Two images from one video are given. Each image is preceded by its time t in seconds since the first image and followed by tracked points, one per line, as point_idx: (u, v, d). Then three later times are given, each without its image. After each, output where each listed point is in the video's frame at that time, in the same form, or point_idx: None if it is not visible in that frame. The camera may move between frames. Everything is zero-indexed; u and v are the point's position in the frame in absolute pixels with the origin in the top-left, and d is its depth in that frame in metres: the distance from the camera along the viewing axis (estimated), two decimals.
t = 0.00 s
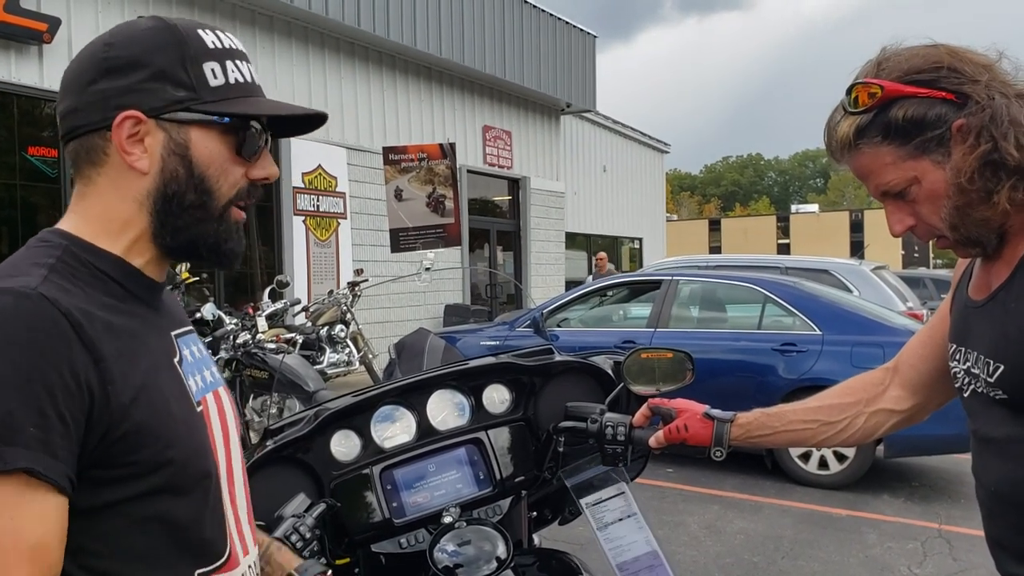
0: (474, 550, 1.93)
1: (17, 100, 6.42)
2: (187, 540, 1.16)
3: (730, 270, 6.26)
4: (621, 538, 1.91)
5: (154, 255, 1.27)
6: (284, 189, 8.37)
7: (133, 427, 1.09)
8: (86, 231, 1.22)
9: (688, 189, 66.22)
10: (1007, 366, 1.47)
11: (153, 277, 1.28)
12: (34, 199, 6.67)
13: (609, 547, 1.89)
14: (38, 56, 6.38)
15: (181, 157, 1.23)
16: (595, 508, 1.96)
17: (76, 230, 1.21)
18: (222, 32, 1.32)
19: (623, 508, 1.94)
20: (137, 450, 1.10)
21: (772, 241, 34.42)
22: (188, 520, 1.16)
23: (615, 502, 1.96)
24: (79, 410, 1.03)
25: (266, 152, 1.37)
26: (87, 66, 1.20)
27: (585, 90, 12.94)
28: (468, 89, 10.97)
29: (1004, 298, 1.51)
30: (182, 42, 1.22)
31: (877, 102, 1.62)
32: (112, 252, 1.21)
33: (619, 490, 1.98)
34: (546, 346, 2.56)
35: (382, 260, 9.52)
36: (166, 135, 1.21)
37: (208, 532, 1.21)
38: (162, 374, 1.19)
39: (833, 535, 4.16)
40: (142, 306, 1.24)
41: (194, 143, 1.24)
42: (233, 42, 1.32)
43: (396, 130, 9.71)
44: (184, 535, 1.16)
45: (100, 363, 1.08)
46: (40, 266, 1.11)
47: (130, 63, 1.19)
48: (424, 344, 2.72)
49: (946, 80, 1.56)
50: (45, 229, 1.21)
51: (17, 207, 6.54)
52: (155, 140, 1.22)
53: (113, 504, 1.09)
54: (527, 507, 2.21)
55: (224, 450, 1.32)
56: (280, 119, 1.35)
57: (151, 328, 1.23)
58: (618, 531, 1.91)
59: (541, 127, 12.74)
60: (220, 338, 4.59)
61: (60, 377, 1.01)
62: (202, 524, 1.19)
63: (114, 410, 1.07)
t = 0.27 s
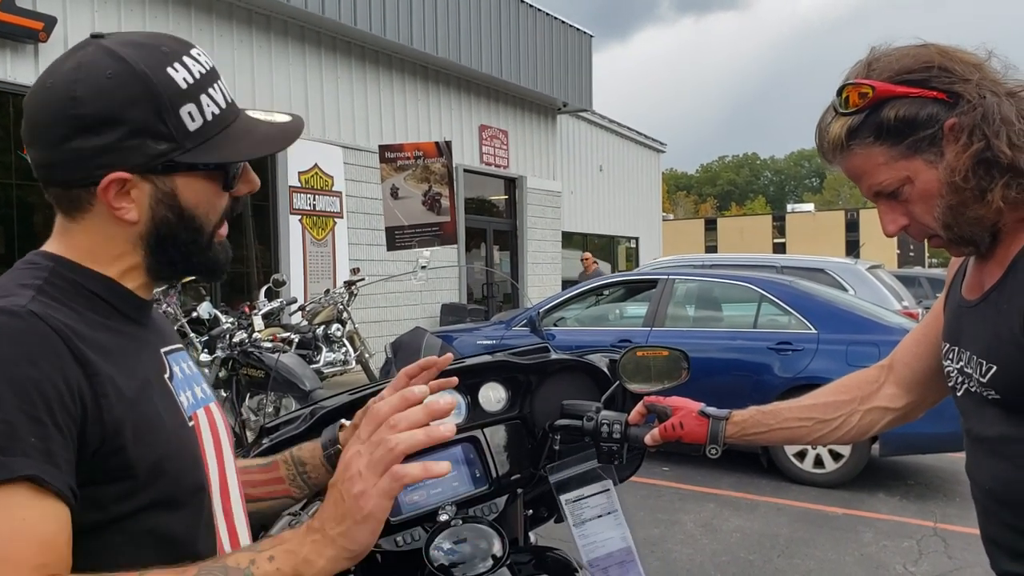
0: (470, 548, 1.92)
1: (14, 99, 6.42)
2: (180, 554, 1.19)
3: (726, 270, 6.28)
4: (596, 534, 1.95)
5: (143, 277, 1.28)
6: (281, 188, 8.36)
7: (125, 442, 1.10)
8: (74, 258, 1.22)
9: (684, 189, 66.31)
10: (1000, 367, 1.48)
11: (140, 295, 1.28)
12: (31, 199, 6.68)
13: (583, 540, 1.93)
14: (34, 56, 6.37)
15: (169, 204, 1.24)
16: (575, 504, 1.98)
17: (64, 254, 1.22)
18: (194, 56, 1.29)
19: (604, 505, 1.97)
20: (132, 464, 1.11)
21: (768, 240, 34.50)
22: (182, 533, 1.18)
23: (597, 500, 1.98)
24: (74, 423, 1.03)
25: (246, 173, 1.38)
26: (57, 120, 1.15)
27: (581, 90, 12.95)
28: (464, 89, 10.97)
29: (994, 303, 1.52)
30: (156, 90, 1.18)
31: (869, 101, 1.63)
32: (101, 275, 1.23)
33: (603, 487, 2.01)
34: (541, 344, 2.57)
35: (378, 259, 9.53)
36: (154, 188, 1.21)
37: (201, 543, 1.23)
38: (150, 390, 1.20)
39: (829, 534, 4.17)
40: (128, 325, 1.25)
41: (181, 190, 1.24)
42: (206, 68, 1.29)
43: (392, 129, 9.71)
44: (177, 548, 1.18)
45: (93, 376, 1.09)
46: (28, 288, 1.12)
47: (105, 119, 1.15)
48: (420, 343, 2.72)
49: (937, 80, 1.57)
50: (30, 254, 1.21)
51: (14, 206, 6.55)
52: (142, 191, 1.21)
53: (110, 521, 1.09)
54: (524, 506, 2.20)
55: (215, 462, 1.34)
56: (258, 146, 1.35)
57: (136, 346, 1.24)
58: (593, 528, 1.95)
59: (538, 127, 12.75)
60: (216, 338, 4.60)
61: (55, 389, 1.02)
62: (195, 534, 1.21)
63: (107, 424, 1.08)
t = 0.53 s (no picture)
0: (470, 545, 1.95)
1: (16, 100, 6.44)
2: (174, 550, 1.18)
3: (725, 270, 6.30)
4: (591, 532, 2.04)
5: (153, 264, 1.29)
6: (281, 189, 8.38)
7: (124, 438, 1.12)
8: (84, 242, 1.23)
9: (683, 189, 66.38)
10: (994, 367, 1.50)
11: (148, 285, 1.29)
12: (32, 199, 6.69)
13: (576, 539, 2.03)
14: (35, 56, 6.39)
15: (180, 169, 1.25)
16: (571, 500, 2.06)
17: (75, 242, 1.23)
18: (202, 35, 1.33)
19: (601, 504, 2.06)
20: (130, 458, 1.12)
21: (767, 241, 34.56)
22: (177, 528, 1.19)
23: (593, 498, 2.06)
24: (74, 420, 1.05)
25: (257, 153, 1.39)
26: (71, 86, 1.19)
27: (580, 90, 12.98)
28: (464, 89, 10.99)
29: (988, 304, 1.54)
30: (167, 53, 1.23)
31: (868, 103, 1.65)
32: (111, 261, 1.23)
33: (600, 485, 2.09)
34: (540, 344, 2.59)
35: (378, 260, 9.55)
36: (164, 149, 1.23)
37: (198, 541, 1.23)
38: (155, 383, 1.21)
39: (826, 533, 4.20)
40: (140, 317, 1.26)
41: (192, 155, 1.26)
42: (214, 45, 1.33)
43: (392, 129, 9.73)
44: (173, 544, 1.18)
45: (96, 373, 1.10)
46: (38, 275, 1.13)
47: (118, 81, 1.20)
48: (420, 342, 2.74)
49: (935, 81, 1.59)
50: (41, 240, 1.23)
51: (15, 206, 6.56)
52: (153, 155, 1.23)
53: (106, 515, 1.11)
54: (522, 504, 2.23)
55: (217, 457, 1.34)
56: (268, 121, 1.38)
57: (146, 337, 1.25)
58: (589, 526, 2.04)
59: (537, 128, 12.78)
60: (217, 338, 4.63)
61: (56, 387, 1.04)
62: (192, 530, 1.21)
63: (107, 419, 1.10)
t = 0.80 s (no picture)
0: (468, 545, 1.92)
1: (13, 97, 6.42)
2: (175, 536, 1.16)
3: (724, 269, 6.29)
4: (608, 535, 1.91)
5: (155, 250, 1.27)
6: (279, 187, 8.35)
7: (132, 421, 1.10)
8: (92, 227, 1.22)
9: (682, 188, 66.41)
10: (995, 367, 1.49)
11: (152, 271, 1.27)
12: (29, 197, 6.67)
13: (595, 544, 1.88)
14: (32, 54, 6.38)
15: (190, 153, 1.23)
16: (581, 505, 1.95)
17: (82, 226, 1.21)
18: (215, 23, 1.31)
19: (613, 505, 1.94)
20: (135, 442, 1.10)
21: (765, 240, 34.57)
22: (178, 514, 1.16)
23: (604, 499, 1.95)
24: (83, 403, 1.04)
25: (264, 141, 1.37)
26: (81, 70, 1.18)
27: (579, 89, 12.96)
28: (462, 88, 10.98)
29: (990, 303, 1.53)
30: (179, 37, 1.21)
31: (868, 101, 1.63)
32: (116, 246, 1.22)
33: (609, 486, 1.98)
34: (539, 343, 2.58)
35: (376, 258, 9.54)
36: (174, 134, 1.22)
37: (197, 528, 1.21)
38: (162, 368, 1.19)
39: (826, 532, 4.18)
40: (144, 302, 1.24)
41: (201, 140, 1.24)
42: (226, 35, 1.31)
43: (390, 128, 9.71)
44: (171, 531, 1.16)
45: (103, 357, 1.08)
46: (45, 258, 1.12)
47: (131, 64, 1.18)
48: (418, 342, 2.73)
49: (936, 79, 1.57)
50: (47, 223, 1.21)
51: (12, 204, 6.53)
52: (164, 139, 1.22)
53: (111, 498, 1.09)
54: (521, 503, 2.22)
55: (218, 445, 1.32)
56: (276, 108, 1.36)
57: (151, 322, 1.23)
58: (608, 527, 1.91)
59: (536, 127, 12.76)
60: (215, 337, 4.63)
61: (64, 369, 1.02)
62: (192, 516, 1.19)
63: (116, 403, 1.08)
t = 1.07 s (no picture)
0: (465, 546, 1.90)
1: (8, 97, 6.40)
2: (174, 533, 1.15)
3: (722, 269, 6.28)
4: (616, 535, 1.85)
5: (156, 247, 1.26)
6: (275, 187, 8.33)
7: (130, 419, 1.08)
8: (92, 224, 1.20)
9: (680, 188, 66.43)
10: (993, 372, 1.49)
11: (152, 269, 1.26)
12: (25, 197, 6.65)
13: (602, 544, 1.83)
14: (28, 53, 6.36)
15: (187, 149, 1.22)
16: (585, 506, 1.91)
17: (81, 224, 1.20)
18: (216, 21, 1.30)
19: (615, 505, 1.89)
20: (133, 440, 1.09)
21: (763, 239, 34.58)
22: (178, 511, 1.15)
23: (607, 500, 1.90)
24: (81, 401, 1.02)
25: (265, 138, 1.35)
26: (81, 65, 1.17)
27: (577, 89, 12.96)
28: (460, 87, 10.97)
29: (984, 310, 1.52)
30: (178, 33, 1.20)
31: (851, 113, 1.63)
32: (114, 244, 1.20)
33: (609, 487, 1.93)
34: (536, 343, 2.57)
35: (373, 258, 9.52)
36: (172, 129, 1.20)
37: (197, 524, 1.19)
38: (161, 366, 1.18)
39: (824, 532, 4.18)
40: (143, 300, 1.23)
41: (199, 135, 1.22)
42: (226, 32, 1.30)
43: (387, 127, 9.70)
44: (171, 527, 1.14)
45: (101, 354, 1.06)
46: (44, 256, 1.10)
47: (130, 60, 1.17)
48: (415, 342, 2.72)
49: (918, 88, 1.57)
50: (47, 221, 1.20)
51: (8, 203, 6.51)
52: (161, 134, 1.20)
53: (109, 496, 1.07)
54: (518, 503, 2.21)
55: (218, 442, 1.31)
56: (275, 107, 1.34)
57: (150, 320, 1.22)
58: (611, 528, 1.85)
59: (533, 126, 12.75)
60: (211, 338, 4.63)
61: (61, 367, 1.00)
62: (192, 514, 1.18)
63: (114, 401, 1.06)
